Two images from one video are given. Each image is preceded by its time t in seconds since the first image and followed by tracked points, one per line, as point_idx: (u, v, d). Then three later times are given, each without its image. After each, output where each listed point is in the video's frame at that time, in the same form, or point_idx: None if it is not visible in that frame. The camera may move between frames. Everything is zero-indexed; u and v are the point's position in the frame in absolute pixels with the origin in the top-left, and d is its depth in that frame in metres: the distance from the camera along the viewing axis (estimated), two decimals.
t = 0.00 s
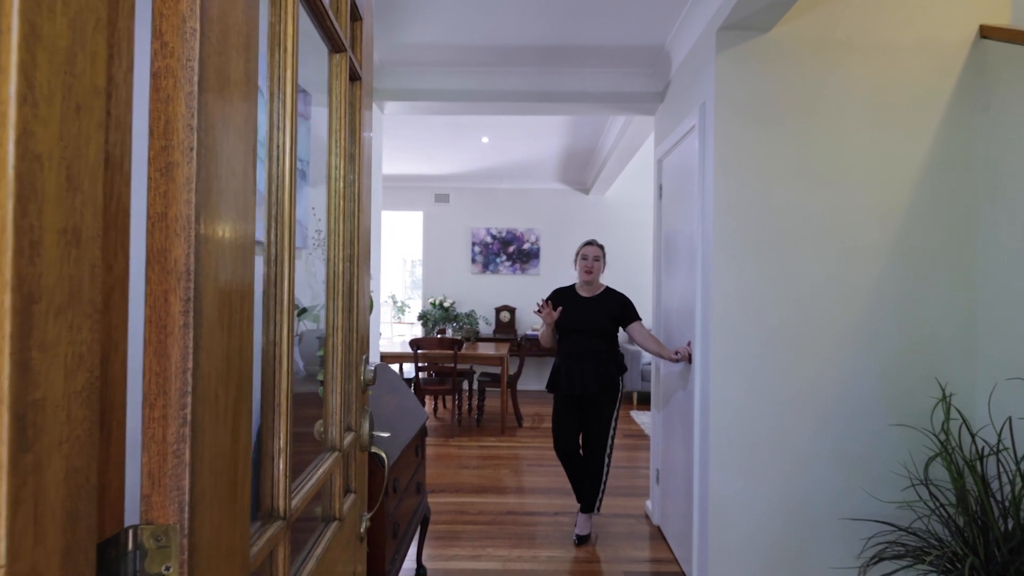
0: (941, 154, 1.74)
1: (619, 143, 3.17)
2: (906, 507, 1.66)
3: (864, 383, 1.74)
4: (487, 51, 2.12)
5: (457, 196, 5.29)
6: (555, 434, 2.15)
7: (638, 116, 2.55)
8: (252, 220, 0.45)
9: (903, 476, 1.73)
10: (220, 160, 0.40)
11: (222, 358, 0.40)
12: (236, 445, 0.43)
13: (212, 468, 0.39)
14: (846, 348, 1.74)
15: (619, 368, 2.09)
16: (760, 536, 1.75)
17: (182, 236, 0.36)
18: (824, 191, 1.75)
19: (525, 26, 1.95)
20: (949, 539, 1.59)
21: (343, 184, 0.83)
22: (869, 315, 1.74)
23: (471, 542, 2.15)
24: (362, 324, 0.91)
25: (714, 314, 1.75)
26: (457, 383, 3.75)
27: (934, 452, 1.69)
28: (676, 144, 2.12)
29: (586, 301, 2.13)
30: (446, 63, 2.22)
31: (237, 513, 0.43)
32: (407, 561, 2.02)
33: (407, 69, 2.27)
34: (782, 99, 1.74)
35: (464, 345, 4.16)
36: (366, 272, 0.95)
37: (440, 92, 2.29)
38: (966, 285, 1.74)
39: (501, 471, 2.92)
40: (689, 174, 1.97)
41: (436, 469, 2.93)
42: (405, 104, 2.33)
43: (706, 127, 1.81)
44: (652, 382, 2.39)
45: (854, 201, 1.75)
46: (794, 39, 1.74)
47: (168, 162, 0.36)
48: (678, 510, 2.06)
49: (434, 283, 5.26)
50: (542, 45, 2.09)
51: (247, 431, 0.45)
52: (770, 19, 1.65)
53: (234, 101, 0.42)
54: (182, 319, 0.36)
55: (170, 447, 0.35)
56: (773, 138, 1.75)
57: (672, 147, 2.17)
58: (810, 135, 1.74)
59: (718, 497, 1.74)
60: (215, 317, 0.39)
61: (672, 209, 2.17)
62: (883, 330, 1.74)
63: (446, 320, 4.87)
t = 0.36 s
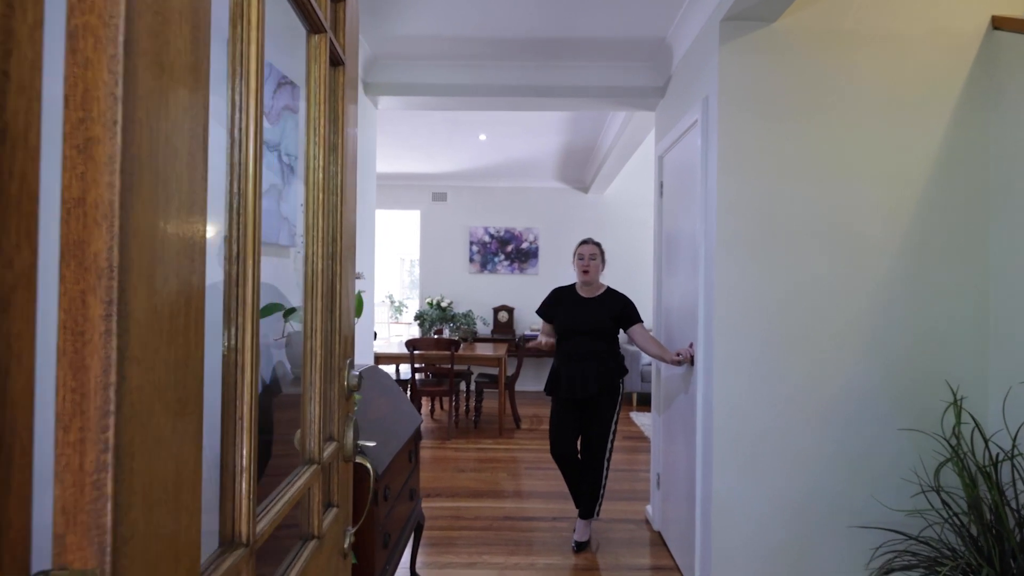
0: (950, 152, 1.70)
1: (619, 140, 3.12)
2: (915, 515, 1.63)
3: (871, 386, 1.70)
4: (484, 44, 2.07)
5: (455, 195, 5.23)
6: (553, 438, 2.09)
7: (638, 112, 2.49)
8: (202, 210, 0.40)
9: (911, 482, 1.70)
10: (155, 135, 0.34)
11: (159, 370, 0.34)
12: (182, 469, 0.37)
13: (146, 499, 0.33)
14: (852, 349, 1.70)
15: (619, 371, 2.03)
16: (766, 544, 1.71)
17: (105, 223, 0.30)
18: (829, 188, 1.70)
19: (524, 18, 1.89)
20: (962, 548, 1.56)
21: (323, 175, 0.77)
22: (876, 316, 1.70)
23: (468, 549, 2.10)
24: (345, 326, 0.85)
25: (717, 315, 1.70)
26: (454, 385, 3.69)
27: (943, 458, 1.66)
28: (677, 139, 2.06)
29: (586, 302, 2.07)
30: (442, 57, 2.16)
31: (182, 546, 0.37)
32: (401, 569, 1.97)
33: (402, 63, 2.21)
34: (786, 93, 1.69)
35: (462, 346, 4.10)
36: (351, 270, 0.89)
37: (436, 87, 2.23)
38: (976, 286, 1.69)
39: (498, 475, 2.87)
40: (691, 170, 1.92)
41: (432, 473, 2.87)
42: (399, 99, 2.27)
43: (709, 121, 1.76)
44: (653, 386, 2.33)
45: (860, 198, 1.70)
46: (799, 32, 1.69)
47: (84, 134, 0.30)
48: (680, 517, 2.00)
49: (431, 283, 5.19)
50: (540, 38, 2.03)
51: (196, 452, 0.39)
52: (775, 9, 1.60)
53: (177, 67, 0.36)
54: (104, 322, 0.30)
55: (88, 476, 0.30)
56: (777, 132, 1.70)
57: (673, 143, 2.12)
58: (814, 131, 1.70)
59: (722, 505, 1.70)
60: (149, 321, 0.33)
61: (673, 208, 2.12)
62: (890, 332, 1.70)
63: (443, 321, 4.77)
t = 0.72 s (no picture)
0: (961, 147, 1.65)
1: (617, 137, 3.06)
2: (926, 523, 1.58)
3: (878, 388, 1.65)
4: (480, 37, 2.01)
5: (452, 193, 5.16)
6: (549, 442, 2.03)
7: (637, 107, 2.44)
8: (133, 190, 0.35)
9: (921, 489, 1.66)
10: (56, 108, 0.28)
11: (61, 379, 0.29)
12: (104, 491, 0.32)
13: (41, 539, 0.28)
14: (859, 351, 1.65)
15: (619, 373, 1.98)
16: (772, 554, 1.65)
17: None
18: (835, 183, 1.65)
19: (521, 8, 1.83)
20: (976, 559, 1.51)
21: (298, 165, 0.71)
22: (884, 317, 1.65)
23: (463, 556, 2.04)
24: (324, 327, 0.80)
25: (721, 316, 1.64)
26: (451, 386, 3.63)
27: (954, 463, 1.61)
28: (678, 133, 2.00)
29: (585, 302, 2.01)
30: (437, 50, 2.10)
31: None
32: None
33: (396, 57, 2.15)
34: (791, 86, 1.64)
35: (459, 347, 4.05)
36: (331, 268, 0.83)
37: (431, 81, 2.17)
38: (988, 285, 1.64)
39: (495, 478, 2.81)
40: (692, 166, 1.86)
41: (427, 476, 2.81)
42: (393, 93, 2.21)
43: (711, 114, 1.71)
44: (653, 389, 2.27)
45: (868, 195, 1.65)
46: (805, 22, 1.64)
47: None
48: (681, 524, 1.95)
49: (427, 282, 5.13)
50: (538, 30, 1.97)
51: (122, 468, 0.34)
52: None
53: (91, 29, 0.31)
54: None
55: None
56: (782, 126, 1.64)
57: (674, 138, 2.06)
58: (820, 125, 1.65)
59: (726, 513, 1.64)
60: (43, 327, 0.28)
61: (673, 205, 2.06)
62: (898, 333, 1.65)
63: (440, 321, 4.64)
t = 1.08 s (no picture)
0: (973, 143, 1.59)
1: (618, 133, 3.01)
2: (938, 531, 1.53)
3: (887, 391, 1.60)
4: (476, 28, 1.95)
5: (448, 192, 5.10)
6: (546, 446, 1.98)
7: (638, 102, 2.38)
8: (22, 177, 0.34)
9: (932, 495, 1.60)
10: None
11: None
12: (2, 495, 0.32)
13: None
14: (867, 353, 1.59)
15: (619, 375, 1.92)
16: (777, 563, 1.60)
17: None
18: (843, 179, 1.59)
19: None
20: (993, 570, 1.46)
21: (269, 148, 0.64)
22: (893, 317, 1.59)
23: (458, 563, 1.98)
24: (304, 327, 0.74)
25: (724, 315, 1.59)
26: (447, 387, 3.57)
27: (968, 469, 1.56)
28: (681, 127, 1.94)
29: (585, 302, 1.95)
30: (432, 42, 2.04)
31: None
32: None
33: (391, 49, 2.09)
34: (797, 79, 1.59)
35: (456, 347, 3.99)
36: (312, 264, 0.78)
37: (426, 74, 2.11)
38: (1001, 285, 1.58)
39: (491, 482, 2.75)
40: (695, 162, 1.80)
41: (423, 480, 2.75)
42: (387, 87, 2.15)
43: (714, 107, 1.66)
44: (654, 391, 2.22)
45: (876, 191, 1.60)
46: (811, 11, 1.59)
47: None
48: (683, 530, 1.89)
49: (424, 282, 5.07)
50: (536, 21, 1.91)
51: (7, 473, 0.33)
52: None
53: None
54: None
55: None
56: (789, 119, 1.59)
57: (676, 133, 2.00)
58: (828, 118, 1.59)
59: (730, 521, 1.59)
60: None
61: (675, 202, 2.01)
62: (908, 334, 1.59)
63: (435, 321, 4.62)
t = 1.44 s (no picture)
0: (986, 137, 1.54)
1: (617, 130, 2.95)
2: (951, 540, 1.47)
3: (897, 394, 1.54)
4: (473, 20, 1.89)
5: (445, 190, 5.04)
6: (545, 450, 1.91)
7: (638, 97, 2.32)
8: None
9: (943, 501, 1.55)
10: None
11: None
12: None
13: None
14: (877, 354, 1.54)
15: (620, 378, 1.87)
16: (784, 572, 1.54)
17: None
18: (852, 175, 1.54)
19: None
20: None
21: (240, 134, 0.59)
22: (903, 317, 1.54)
23: (453, 571, 1.92)
24: (283, 329, 0.69)
25: (729, 316, 1.53)
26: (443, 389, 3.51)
27: (981, 474, 1.51)
28: (683, 122, 1.88)
29: (585, 302, 1.89)
30: (427, 34, 1.99)
31: None
32: None
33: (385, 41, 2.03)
34: (805, 72, 1.54)
35: (453, 348, 3.93)
36: (292, 264, 0.72)
37: (421, 67, 2.05)
38: (1015, 284, 1.53)
39: (488, 486, 2.69)
40: (698, 157, 1.75)
41: (418, 484, 2.70)
42: (382, 81, 2.09)
43: (718, 101, 1.60)
44: (655, 394, 2.16)
45: (886, 188, 1.54)
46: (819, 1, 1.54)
47: None
48: (685, 537, 1.84)
49: (421, 281, 5.01)
50: (534, 12, 1.85)
51: None
52: None
53: None
54: None
55: None
56: (795, 113, 1.54)
57: (678, 128, 1.94)
58: (836, 112, 1.54)
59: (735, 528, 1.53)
60: None
61: (676, 199, 1.95)
62: (919, 335, 1.54)
63: (432, 322, 4.55)
